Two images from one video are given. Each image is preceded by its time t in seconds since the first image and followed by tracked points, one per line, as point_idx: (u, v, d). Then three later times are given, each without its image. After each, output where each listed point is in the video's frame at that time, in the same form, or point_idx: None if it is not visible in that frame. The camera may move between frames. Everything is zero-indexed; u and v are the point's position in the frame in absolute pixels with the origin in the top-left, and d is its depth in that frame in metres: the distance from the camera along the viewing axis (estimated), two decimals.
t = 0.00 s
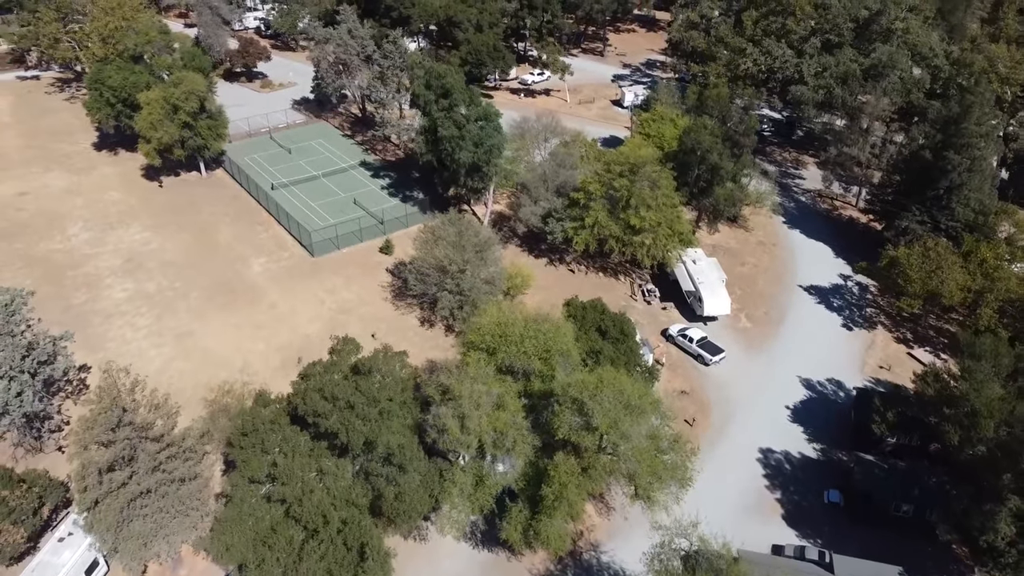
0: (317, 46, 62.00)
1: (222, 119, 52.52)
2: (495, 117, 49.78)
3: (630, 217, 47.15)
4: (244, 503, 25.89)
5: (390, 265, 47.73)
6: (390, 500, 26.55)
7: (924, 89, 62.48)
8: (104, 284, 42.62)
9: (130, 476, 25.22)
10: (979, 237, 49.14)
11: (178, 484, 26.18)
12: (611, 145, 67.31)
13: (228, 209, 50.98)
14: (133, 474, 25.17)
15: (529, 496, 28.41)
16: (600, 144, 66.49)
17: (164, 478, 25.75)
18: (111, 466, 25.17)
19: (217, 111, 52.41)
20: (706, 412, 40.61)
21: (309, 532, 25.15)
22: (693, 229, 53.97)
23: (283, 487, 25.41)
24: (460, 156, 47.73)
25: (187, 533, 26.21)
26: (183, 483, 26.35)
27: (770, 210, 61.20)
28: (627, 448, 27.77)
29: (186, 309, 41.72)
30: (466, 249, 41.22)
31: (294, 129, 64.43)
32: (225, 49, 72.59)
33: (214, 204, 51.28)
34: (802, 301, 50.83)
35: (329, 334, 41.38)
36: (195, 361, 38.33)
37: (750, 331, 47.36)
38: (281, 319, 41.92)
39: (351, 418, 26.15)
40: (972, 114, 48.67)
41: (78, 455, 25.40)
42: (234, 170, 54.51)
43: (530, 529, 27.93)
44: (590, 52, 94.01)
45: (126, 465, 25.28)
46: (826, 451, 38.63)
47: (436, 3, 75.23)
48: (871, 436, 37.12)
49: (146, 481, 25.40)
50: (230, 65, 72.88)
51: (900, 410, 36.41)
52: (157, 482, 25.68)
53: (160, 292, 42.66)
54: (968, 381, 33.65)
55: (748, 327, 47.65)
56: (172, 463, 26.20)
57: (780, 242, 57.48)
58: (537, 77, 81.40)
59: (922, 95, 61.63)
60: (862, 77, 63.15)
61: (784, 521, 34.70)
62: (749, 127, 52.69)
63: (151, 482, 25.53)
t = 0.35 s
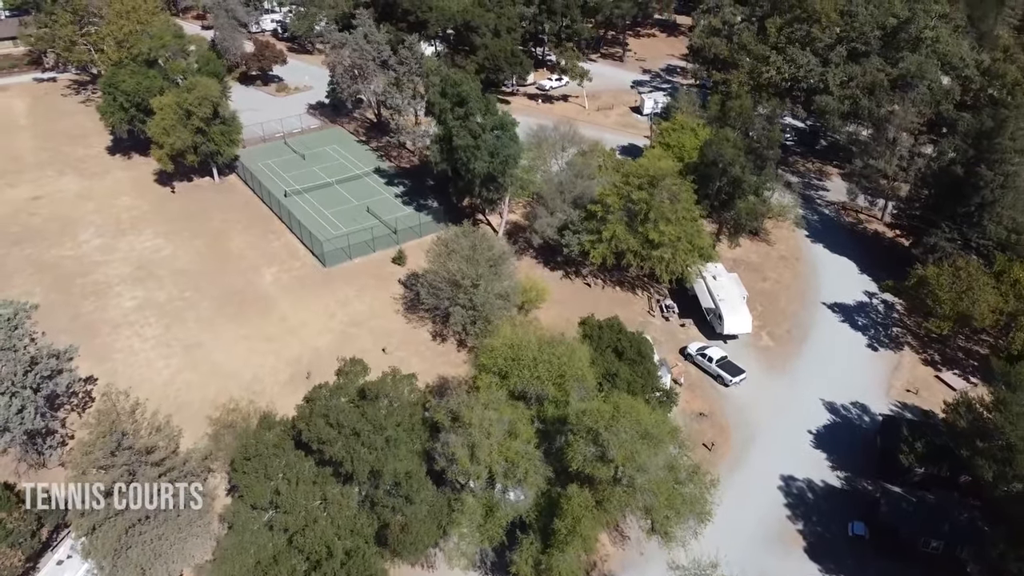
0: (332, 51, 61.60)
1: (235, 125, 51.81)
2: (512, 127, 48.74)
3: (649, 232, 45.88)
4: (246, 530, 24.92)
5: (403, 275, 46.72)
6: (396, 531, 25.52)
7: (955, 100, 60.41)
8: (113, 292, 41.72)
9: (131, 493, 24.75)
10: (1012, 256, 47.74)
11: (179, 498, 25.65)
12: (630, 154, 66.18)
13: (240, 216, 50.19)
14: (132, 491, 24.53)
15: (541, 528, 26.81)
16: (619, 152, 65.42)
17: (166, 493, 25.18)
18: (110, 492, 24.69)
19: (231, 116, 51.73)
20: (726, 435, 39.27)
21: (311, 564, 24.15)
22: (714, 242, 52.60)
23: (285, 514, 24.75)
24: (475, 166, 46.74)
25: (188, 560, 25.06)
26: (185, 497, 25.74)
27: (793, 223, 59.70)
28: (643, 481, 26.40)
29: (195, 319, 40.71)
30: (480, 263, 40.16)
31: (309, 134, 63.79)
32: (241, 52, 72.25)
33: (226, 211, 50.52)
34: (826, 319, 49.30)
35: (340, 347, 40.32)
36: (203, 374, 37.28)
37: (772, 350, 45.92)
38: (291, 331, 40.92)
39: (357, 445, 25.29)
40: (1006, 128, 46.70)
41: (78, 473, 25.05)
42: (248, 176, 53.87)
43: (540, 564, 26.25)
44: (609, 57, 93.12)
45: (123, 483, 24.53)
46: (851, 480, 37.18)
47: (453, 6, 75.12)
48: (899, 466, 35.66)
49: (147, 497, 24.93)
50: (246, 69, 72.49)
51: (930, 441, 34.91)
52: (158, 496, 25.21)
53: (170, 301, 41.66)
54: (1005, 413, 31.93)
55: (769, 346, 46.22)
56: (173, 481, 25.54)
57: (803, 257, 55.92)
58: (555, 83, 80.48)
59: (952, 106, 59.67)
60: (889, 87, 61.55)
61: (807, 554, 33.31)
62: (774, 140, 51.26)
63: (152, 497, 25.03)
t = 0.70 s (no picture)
0: (348, 56, 61.09)
1: (250, 131, 51.11)
2: (530, 137, 47.60)
3: (670, 248, 44.53)
4: (247, 560, 24.02)
5: (416, 288, 45.59)
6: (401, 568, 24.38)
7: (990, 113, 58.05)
8: (123, 302, 40.75)
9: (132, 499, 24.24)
10: None
11: (179, 509, 25.19)
12: (651, 164, 64.85)
13: (253, 224, 49.36)
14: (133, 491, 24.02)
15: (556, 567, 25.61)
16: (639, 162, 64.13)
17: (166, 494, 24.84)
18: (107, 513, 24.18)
19: (245, 123, 51.01)
20: (748, 463, 37.79)
21: None
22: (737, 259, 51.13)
23: (286, 548, 23.96)
24: (492, 178, 45.72)
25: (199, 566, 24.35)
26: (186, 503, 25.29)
27: (819, 238, 58.01)
28: (659, 520, 24.59)
29: (205, 332, 39.81)
30: (494, 279, 39.03)
31: (326, 139, 63.02)
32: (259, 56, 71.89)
33: (239, 219, 49.71)
34: (852, 341, 47.58)
35: (350, 363, 39.24)
36: (211, 390, 36.23)
37: (796, 373, 44.35)
38: (302, 346, 39.84)
39: (362, 478, 24.23)
40: None
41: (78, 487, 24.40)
42: (262, 183, 53.19)
43: None
44: (630, 62, 92.09)
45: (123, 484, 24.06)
46: (879, 514, 35.44)
47: (473, 11, 74.98)
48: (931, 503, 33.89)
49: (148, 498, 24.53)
50: (263, 72, 72.03)
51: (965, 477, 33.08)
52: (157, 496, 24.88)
53: (179, 313, 40.72)
54: None
55: (793, 369, 44.63)
56: (170, 497, 24.84)
57: (829, 275, 54.23)
58: (575, 88, 79.37)
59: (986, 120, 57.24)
60: (920, 100, 59.17)
61: None
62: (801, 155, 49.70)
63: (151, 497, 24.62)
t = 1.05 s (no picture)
0: (367, 62, 60.69)
1: (266, 137, 50.58)
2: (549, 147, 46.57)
3: (691, 264, 43.28)
4: None
5: (430, 300, 44.64)
6: None
7: None
8: (134, 310, 39.92)
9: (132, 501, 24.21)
10: None
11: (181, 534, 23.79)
12: (672, 173, 63.53)
13: (268, 232, 48.70)
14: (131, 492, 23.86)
15: None
16: (660, 172, 62.90)
17: (166, 495, 24.62)
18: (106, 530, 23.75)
19: (262, 128, 50.48)
20: (770, 492, 36.45)
21: None
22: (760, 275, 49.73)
23: None
24: (509, 189, 44.80)
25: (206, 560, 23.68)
26: (190, 506, 24.91)
27: (845, 254, 56.38)
28: (678, 564, 22.82)
29: (215, 343, 38.97)
30: (509, 294, 38.02)
31: (343, 144, 62.37)
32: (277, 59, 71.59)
33: (253, 225, 49.08)
34: (879, 363, 45.95)
35: (362, 377, 38.32)
36: (220, 403, 35.27)
37: (820, 396, 42.87)
38: (313, 358, 38.89)
39: (367, 510, 23.21)
40: None
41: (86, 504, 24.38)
42: (278, 190, 52.69)
43: None
44: (653, 68, 90.93)
45: (124, 484, 24.07)
46: (906, 548, 33.87)
47: (493, 15, 74.55)
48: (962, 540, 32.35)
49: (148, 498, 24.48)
50: (282, 75, 71.68)
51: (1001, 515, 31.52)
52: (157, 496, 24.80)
53: (191, 322, 39.78)
54: None
55: (818, 392, 43.14)
56: (169, 496, 24.72)
57: (856, 292, 52.56)
58: (596, 94, 78.28)
59: None
60: (954, 113, 57.71)
61: None
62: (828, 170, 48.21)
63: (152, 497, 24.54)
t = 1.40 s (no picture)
0: (390, 67, 60.00)
1: (285, 142, 49.98)
2: (573, 158, 45.37)
3: (717, 282, 41.83)
4: None
5: (447, 313, 43.55)
6: None
7: None
8: (148, 317, 39.25)
9: (132, 500, 24.63)
10: None
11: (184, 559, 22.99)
12: (699, 184, 61.91)
13: (285, 239, 48.02)
14: (131, 492, 24.75)
15: None
16: (686, 183, 61.36)
17: (166, 494, 25.22)
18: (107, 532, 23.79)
19: (281, 133, 49.90)
20: (796, 526, 34.91)
21: None
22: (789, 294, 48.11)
23: None
24: (530, 201, 43.70)
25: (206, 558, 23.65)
26: (194, 532, 24.04)
27: (877, 273, 54.46)
28: None
29: (229, 353, 38.01)
30: (528, 312, 36.88)
31: (363, 150, 61.70)
32: (300, 61, 71.22)
33: (271, 232, 48.42)
34: (912, 389, 44.06)
35: (376, 394, 37.31)
36: (231, 417, 34.38)
37: (849, 424, 41.15)
38: (327, 372, 37.97)
39: (372, 547, 21.93)
40: None
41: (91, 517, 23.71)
42: (296, 196, 52.10)
43: None
44: (680, 74, 89.41)
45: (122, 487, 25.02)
46: None
47: (518, 20, 73.64)
48: None
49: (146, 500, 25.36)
50: (304, 78, 71.28)
51: None
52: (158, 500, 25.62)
53: (204, 331, 39.05)
54: None
55: (847, 419, 41.44)
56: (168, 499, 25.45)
57: (888, 313, 50.60)
58: (621, 100, 76.79)
59: None
60: (993, 129, 55.05)
61: None
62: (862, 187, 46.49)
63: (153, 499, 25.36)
